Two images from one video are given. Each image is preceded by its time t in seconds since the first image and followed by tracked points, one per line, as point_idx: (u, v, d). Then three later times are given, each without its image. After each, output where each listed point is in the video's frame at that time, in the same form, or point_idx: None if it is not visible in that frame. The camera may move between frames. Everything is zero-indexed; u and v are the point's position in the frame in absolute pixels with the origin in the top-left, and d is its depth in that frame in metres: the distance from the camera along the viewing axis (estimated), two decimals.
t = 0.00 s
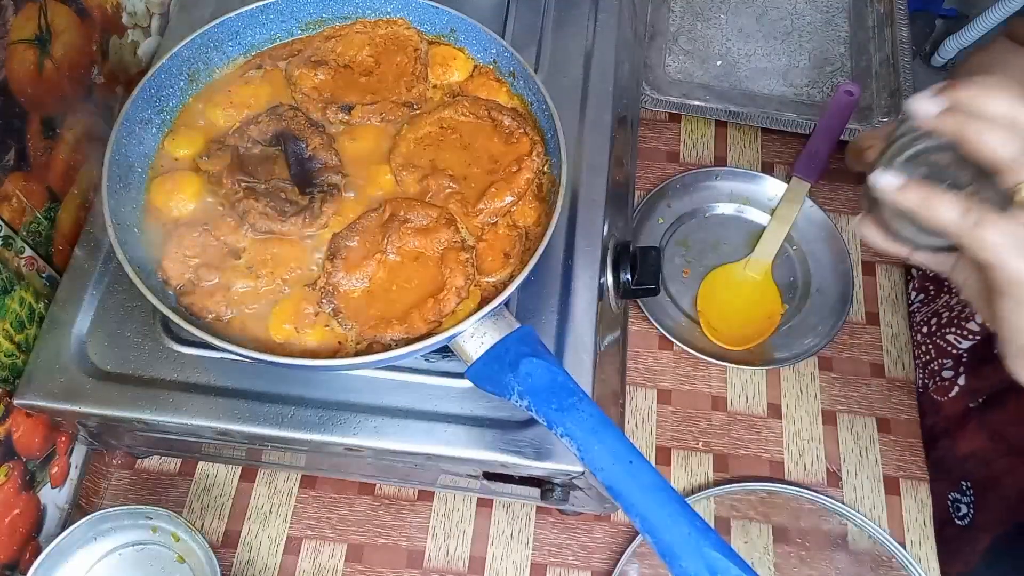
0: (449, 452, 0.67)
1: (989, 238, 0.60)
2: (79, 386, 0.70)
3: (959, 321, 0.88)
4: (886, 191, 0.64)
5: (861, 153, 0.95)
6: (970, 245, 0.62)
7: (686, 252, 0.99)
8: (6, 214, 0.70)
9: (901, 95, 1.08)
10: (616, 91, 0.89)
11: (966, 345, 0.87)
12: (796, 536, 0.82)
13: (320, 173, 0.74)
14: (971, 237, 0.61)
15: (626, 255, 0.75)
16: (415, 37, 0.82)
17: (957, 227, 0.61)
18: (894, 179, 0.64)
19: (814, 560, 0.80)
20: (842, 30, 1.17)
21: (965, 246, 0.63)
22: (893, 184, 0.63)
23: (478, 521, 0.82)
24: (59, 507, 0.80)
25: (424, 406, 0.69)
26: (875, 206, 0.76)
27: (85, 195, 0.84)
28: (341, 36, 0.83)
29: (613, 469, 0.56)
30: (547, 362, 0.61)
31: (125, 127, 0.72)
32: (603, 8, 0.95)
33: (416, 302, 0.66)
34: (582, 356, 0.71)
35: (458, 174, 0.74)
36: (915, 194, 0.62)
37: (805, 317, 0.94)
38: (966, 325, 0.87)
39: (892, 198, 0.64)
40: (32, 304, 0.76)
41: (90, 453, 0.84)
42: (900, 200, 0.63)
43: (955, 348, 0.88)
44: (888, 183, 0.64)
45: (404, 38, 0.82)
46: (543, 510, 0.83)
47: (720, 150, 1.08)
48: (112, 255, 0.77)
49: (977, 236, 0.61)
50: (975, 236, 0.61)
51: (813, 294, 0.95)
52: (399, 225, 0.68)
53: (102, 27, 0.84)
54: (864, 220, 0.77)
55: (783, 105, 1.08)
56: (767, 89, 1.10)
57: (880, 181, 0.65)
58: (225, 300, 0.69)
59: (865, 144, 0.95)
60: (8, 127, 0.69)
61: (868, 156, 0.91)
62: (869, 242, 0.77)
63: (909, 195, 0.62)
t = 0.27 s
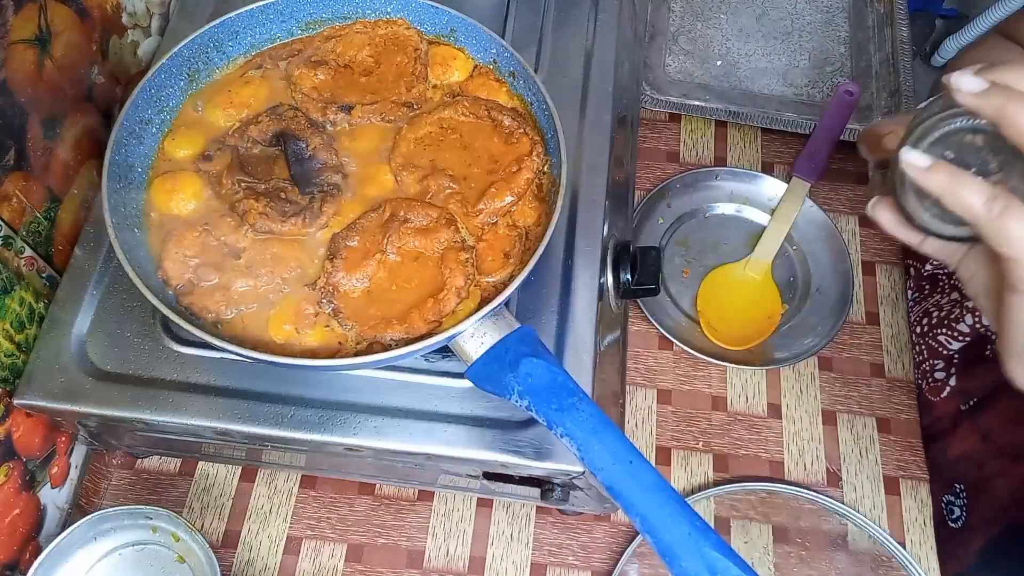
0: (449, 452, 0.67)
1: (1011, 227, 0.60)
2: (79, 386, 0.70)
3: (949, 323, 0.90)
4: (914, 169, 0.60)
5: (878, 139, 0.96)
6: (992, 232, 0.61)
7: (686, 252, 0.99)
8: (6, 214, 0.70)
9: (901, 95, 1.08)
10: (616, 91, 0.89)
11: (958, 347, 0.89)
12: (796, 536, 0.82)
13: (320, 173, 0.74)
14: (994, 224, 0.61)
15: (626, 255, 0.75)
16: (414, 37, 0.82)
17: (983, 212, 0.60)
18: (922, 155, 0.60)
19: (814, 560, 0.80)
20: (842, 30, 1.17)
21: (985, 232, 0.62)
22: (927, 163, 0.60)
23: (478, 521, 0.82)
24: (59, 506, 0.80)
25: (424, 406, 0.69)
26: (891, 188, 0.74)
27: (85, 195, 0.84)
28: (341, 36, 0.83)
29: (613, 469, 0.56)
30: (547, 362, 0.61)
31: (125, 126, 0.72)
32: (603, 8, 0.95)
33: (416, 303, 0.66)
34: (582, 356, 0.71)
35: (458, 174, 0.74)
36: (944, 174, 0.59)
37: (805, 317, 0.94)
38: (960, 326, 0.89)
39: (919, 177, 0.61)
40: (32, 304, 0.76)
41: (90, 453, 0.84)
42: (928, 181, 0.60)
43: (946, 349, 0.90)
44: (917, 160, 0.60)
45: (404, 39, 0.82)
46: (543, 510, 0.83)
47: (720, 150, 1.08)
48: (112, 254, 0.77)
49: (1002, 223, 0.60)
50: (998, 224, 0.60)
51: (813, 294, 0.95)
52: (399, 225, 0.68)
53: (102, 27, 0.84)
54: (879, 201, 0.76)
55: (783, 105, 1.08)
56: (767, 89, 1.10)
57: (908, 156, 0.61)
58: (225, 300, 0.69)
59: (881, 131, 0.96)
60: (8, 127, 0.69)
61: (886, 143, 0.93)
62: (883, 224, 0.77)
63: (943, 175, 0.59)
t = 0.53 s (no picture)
0: (449, 452, 0.67)
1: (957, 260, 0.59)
2: (79, 386, 0.70)
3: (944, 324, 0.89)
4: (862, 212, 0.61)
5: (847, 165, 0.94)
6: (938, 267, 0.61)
7: (686, 252, 0.99)
8: (6, 214, 0.70)
9: (901, 95, 1.08)
10: (616, 91, 0.89)
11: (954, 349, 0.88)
12: (796, 536, 0.82)
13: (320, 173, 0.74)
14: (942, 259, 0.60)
15: (626, 255, 0.75)
16: (415, 37, 0.82)
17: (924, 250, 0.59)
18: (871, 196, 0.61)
19: (814, 560, 0.80)
20: (842, 31, 1.17)
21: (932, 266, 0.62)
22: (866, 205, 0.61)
23: (478, 521, 0.82)
24: (59, 506, 0.80)
25: (424, 406, 0.69)
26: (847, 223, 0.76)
27: (85, 195, 0.84)
28: (341, 36, 0.83)
29: (613, 469, 0.56)
30: (547, 362, 0.61)
31: (125, 127, 0.72)
32: (603, 8, 0.95)
33: (416, 303, 0.66)
34: (582, 356, 0.71)
35: (458, 174, 0.74)
36: (892, 212, 0.59)
37: (805, 317, 0.94)
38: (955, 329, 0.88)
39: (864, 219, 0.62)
40: (33, 304, 0.76)
41: (90, 453, 0.84)
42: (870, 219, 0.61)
43: (942, 350, 0.89)
44: (865, 200, 0.61)
45: (404, 39, 0.82)
46: (543, 510, 0.83)
47: (720, 150, 1.08)
48: (112, 254, 0.77)
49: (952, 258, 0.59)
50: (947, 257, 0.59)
51: (813, 294, 0.95)
52: (399, 225, 0.68)
53: (102, 27, 0.84)
54: (838, 237, 0.78)
55: (783, 105, 1.08)
56: (767, 89, 1.10)
57: (855, 198, 0.61)
58: (225, 300, 0.69)
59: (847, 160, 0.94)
60: (8, 127, 0.69)
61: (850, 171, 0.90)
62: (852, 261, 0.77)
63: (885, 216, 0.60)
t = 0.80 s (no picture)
0: (449, 452, 0.67)
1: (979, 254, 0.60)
2: (79, 387, 0.70)
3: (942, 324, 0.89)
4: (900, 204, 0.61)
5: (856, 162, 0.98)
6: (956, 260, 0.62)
7: (686, 252, 0.99)
8: (6, 215, 0.70)
9: (901, 95, 1.08)
10: (616, 91, 0.89)
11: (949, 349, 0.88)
12: (796, 536, 0.82)
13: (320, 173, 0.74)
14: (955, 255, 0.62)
15: (626, 255, 0.76)
16: (414, 37, 0.82)
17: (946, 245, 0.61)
18: (887, 185, 0.62)
19: (814, 560, 0.80)
20: (842, 31, 1.17)
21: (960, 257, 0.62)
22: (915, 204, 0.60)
23: (478, 521, 0.82)
24: (59, 506, 0.80)
25: (425, 406, 0.69)
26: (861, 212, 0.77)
27: (85, 195, 0.84)
28: (341, 36, 0.83)
29: (613, 469, 0.56)
30: (547, 362, 0.61)
31: (125, 127, 0.72)
32: (603, 8, 0.95)
33: (416, 303, 0.66)
34: (582, 356, 0.71)
35: (458, 174, 0.74)
36: (908, 202, 0.60)
37: (805, 317, 0.94)
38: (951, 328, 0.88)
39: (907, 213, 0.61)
40: (32, 304, 0.76)
41: (91, 453, 0.84)
42: (927, 218, 0.60)
43: (938, 351, 0.89)
44: (881, 189, 0.62)
45: (404, 39, 0.82)
46: (543, 510, 0.83)
47: (720, 150, 1.08)
48: (112, 254, 0.77)
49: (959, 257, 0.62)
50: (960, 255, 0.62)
51: (813, 294, 0.95)
52: (399, 225, 0.68)
53: (102, 28, 0.84)
54: (849, 228, 0.79)
55: (783, 105, 1.08)
56: (767, 89, 1.10)
57: (871, 186, 0.63)
58: (225, 300, 0.69)
59: (855, 159, 0.95)
60: (8, 127, 0.69)
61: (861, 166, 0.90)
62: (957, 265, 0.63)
63: (919, 209, 0.60)
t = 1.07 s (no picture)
0: (449, 452, 0.67)
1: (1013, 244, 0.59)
2: (79, 387, 0.70)
3: (942, 326, 0.87)
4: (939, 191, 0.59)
5: (882, 154, 0.95)
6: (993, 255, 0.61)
7: (686, 252, 0.99)
8: (6, 215, 0.70)
9: (901, 95, 1.08)
10: (616, 92, 0.89)
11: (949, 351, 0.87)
12: (796, 536, 0.82)
13: (321, 173, 0.74)
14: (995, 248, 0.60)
15: (626, 255, 0.76)
16: (414, 37, 0.82)
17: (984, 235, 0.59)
18: (927, 171, 0.60)
19: (814, 560, 0.80)
20: (842, 30, 1.17)
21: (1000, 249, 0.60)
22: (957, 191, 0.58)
23: (478, 521, 0.82)
24: (59, 506, 0.80)
25: (425, 406, 0.69)
26: (893, 202, 0.76)
27: (85, 195, 0.84)
28: (341, 36, 0.83)
29: (613, 469, 0.56)
30: (547, 362, 0.61)
31: (125, 127, 0.72)
32: (603, 8, 0.95)
33: (416, 303, 0.66)
34: (582, 356, 0.71)
35: (458, 174, 0.74)
36: (947, 191, 0.58)
37: (805, 317, 0.94)
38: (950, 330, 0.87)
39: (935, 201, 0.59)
40: (32, 304, 0.76)
41: (90, 453, 0.84)
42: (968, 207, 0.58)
43: (939, 352, 0.88)
44: (921, 177, 0.60)
45: (404, 39, 0.82)
46: (543, 510, 0.83)
47: (720, 150, 1.08)
48: (113, 254, 0.77)
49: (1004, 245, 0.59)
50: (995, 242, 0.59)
51: (813, 294, 0.95)
52: (399, 225, 0.68)
53: (102, 27, 0.84)
54: (881, 212, 0.79)
55: (783, 105, 1.08)
56: (767, 89, 1.10)
57: (911, 172, 0.60)
58: (225, 301, 0.69)
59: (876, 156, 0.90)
60: (8, 127, 0.69)
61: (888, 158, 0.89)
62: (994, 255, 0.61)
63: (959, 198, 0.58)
